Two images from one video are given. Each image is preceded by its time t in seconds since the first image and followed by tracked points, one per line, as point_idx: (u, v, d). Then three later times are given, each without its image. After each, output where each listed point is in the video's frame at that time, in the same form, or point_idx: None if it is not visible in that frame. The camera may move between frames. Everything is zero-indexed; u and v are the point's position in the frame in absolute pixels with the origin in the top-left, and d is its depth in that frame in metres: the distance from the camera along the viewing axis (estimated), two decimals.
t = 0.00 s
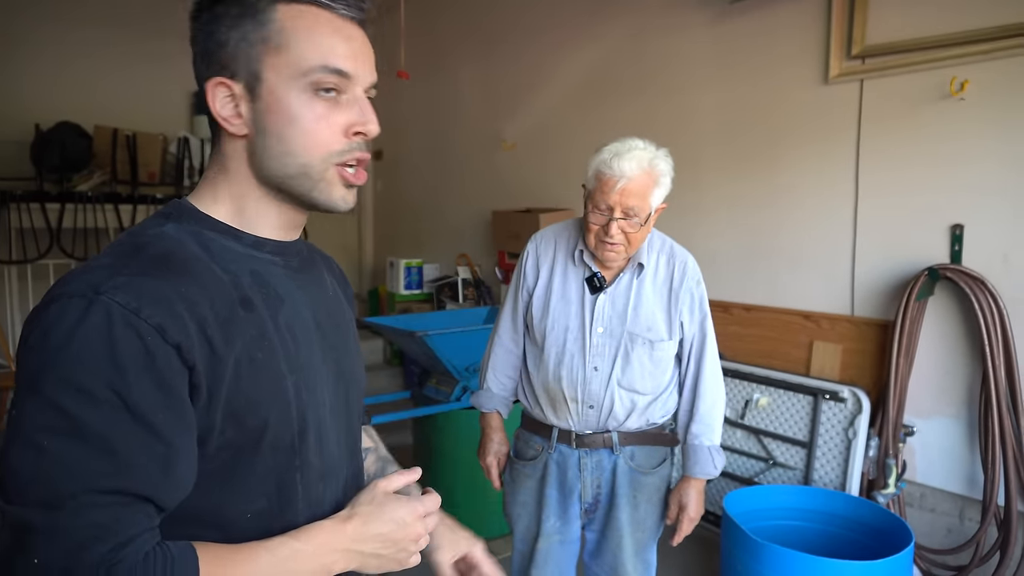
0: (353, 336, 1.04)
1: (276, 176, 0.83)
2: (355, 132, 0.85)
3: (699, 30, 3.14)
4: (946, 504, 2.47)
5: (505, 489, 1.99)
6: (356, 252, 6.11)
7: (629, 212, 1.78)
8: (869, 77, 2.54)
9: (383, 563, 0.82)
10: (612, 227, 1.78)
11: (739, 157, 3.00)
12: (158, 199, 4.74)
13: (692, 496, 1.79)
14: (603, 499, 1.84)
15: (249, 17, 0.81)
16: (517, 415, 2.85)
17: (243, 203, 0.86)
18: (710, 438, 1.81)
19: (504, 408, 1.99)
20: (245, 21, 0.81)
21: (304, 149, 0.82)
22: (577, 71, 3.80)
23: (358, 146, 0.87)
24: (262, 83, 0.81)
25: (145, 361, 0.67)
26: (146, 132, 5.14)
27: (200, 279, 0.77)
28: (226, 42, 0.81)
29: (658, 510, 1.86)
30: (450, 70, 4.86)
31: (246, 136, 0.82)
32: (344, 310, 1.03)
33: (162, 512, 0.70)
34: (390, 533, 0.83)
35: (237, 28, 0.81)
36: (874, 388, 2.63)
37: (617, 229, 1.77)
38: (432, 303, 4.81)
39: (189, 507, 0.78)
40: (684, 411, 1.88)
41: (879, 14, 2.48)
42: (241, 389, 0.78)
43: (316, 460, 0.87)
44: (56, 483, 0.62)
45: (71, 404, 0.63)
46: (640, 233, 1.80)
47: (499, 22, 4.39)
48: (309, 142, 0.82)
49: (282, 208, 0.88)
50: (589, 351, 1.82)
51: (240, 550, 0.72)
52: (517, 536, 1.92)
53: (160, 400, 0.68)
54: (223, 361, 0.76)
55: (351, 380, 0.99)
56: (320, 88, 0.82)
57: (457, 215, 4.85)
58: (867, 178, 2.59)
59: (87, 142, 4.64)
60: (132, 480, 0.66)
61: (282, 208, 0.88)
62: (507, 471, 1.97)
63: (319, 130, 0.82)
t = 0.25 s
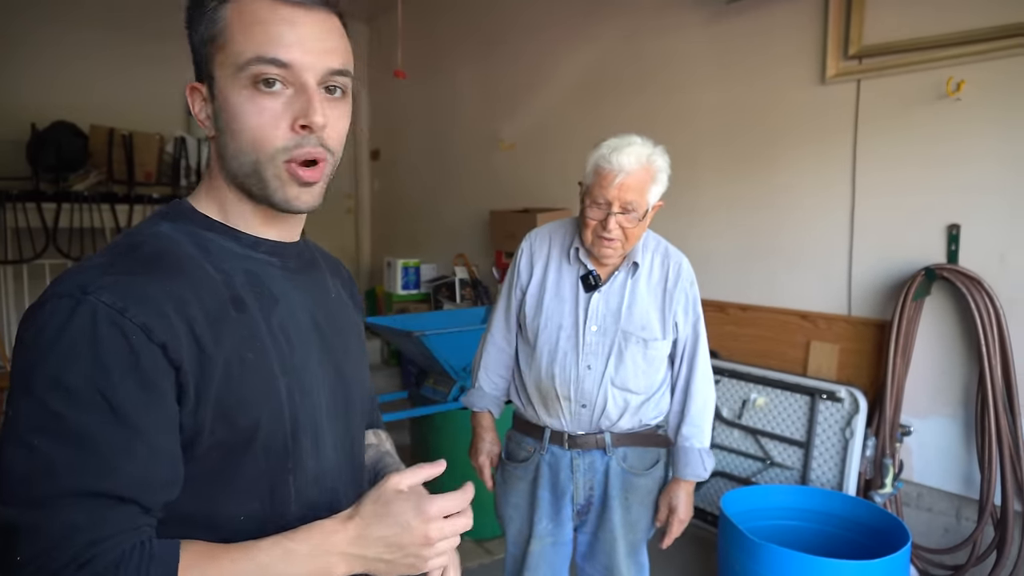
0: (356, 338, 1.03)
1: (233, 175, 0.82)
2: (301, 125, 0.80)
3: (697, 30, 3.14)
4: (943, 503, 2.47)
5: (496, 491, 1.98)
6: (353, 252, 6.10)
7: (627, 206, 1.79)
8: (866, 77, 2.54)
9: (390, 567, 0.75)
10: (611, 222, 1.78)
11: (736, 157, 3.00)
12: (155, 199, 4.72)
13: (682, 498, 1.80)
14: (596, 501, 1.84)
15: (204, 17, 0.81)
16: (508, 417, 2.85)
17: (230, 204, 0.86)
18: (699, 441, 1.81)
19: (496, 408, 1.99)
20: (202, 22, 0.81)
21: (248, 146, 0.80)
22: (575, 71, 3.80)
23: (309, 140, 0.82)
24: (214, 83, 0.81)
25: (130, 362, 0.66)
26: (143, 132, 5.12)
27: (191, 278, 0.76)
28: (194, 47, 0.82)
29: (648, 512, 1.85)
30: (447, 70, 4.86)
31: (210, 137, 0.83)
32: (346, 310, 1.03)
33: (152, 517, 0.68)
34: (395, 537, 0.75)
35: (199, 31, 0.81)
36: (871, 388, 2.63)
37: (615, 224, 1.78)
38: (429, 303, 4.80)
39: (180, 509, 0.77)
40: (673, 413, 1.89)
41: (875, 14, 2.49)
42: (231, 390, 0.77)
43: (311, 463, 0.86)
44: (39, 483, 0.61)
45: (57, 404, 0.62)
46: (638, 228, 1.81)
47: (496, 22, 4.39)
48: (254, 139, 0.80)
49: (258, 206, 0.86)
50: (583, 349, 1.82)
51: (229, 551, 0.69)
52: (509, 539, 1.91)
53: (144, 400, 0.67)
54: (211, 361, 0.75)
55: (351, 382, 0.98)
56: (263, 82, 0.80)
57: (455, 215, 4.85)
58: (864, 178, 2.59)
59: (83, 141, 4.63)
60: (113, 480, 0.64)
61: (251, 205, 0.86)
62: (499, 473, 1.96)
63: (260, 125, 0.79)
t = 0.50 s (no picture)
0: (361, 340, 1.04)
1: (228, 186, 0.82)
2: (293, 147, 0.79)
3: (695, 30, 3.14)
4: (940, 503, 2.48)
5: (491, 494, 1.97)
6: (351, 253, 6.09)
7: (623, 205, 1.81)
8: (864, 77, 2.54)
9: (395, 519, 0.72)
10: (607, 221, 1.80)
11: (734, 157, 3.01)
12: (152, 199, 4.71)
13: (677, 497, 1.79)
14: (593, 502, 1.84)
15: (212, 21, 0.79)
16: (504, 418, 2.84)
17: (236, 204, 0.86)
18: (694, 439, 1.83)
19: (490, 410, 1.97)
20: (212, 27, 0.80)
21: (240, 159, 0.80)
22: (573, 71, 3.80)
23: (301, 161, 0.80)
24: (216, 90, 0.80)
25: (133, 357, 0.66)
26: (141, 132, 5.11)
27: (193, 277, 0.77)
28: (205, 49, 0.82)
29: (645, 512, 1.85)
30: (445, 70, 4.86)
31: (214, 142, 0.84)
32: (352, 314, 1.04)
33: (159, 509, 0.67)
34: (394, 494, 0.70)
35: (208, 35, 0.81)
36: (869, 388, 2.63)
37: (611, 222, 1.80)
38: (427, 303, 4.80)
39: (183, 509, 0.76)
40: (668, 412, 1.90)
41: (873, 14, 2.49)
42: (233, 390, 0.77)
43: (314, 465, 0.86)
44: (40, 480, 0.61)
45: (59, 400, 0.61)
46: (633, 227, 1.83)
47: (494, 22, 4.39)
48: (246, 156, 0.79)
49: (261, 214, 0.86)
50: (579, 351, 1.82)
51: (230, 526, 0.66)
52: (505, 541, 1.90)
53: (147, 396, 0.66)
54: (214, 360, 0.75)
55: (355, 384, 0.98)
56: (260, 99, 0.78)
57: (453, 216, 4.85)
58: (862, 178, 2.60)
59: (81, 141, 4.62)
60: (113, 472, 0.63)
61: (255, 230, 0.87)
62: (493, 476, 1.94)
63: (252, 141, 0.79)
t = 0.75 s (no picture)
0: (369, 343, 1.04)
1: (247, 191, 0.84)
2: (311, 160, 0.81)
3: (694, 29, 3.14)
4: (939, 502, 2.48)
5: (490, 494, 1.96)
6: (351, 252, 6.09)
7: (616, 203, 1.81)
8: (863, 77, 2.54)
9: (393, 522, 0.78)
10: (601, 219, 1.80)
11: (734, 157, 3.00)
12: (151, 199, 4.71)
13: (689, 494, 1.79)
14: (593, 501, 1.84)
15: (240, 26, 0.80)
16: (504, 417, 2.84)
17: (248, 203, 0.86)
18: (700, 435, 1.83)
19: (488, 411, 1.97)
20: (239, 31, 0.81)
21: (259, 166, 0.81)
22: (573, 70, 3.79)
23: (318, 173, 0.82)
24: (240, 96, 0.82)
25: (151, 356, 0.67)
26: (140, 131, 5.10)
27: (208, 276, 0.77)
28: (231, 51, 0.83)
29: (648, 510, 1.86)
30: (444, 70, 4.85)
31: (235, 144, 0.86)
32: (361, 318, 1.04)
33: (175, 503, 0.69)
34: (400, 500, 0.76)
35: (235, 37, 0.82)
36: (868, 387, 2.63)
37: (604, 221, 1.80)
38: (427, 302, 4.79)
39: (193, 508, 0.77)
40: (670, 409, 1.89)
41: (872, 14, 2.49)
42: (246, 390, 0.78)
43: (323, 467, 0.87)
44: (62, 479, 0.61)
45: (81, 400, 0.62)
46: (626, 225, 1.84)
47: (493, 22, 4.39)
48: (266, 164, 0.81)
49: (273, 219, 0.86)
50: (577, 351, 1.82)
51: (252, 521, 0.70)
52: (506, 541, 1.89)
53: (166, 396, 0.67)
54: (229, 361, 0.76)
55: (364, 386, 0.99)
56: (283, 109, 0.80)
57: (453, 215, 4.84)
58: (861, 177, 2.60)
59: (80, 141, 4.61)
60: (140, 473, 0.64)
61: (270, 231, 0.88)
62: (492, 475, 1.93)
63: (273, 151, 0.80)
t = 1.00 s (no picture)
0: (368, 347, 1.04)
1: (255, 196, 0.84)
2: (324, 169, 0.82)
3: (692, 30, 3.15)
4: (937, 501, 2.49)
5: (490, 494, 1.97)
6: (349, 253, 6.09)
7: (608, 199, 1.82)
8: (860, 77, 2.55)
9: None
10: (593, 216, 1.81)
11: (732, 158, 3.01)
12: (149, 199, 4.70)
13: (690, 491, 1.79)
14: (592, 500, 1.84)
15: (253, 30, 0.80)
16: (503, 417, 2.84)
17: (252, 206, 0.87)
18: (699, 432, 1.82)
19: (489, 414, 1.98)
20: (250, 35, 0.81)
21: (271, 173, 0.82)
22: (571, 71, 3.80)
23: (329, 182, 0.83)
24: (251, 100, 0.82)
25: (164, 359, 0.67)
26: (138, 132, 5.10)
27: (215, 279, 0.78)
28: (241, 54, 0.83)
29: (647, 510, 1.87)
30: (443, 70, 4.85)
31: (242, 147, 0.86)
32: (361, 322, 1.05)
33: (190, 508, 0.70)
34: (423, 552, 0.78)
35: (246, 40, 0.82)
36: (866, 386, 2.64)
37: (597, 217, 1.82)
38: (425, 303, 4.79)
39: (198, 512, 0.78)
40: (669, 408, 1.89)
41: (869, 14, 2.50)
42: (254, 393, 0.78)
43: (328, 470, 0.88)
44: (81, 483, 0.62)
45: (97, 404, 0.63)
46: (620, 221, 1.85)
47: (492, 22, 4.39)
48: (277, 171, 0.81)
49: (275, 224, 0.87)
50: (574, 350, 1.82)
51: (276, 552, 0.71)
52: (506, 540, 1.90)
53: (180, 399, 0.68)
54: (237, 364, 0.76)
55: (365, 390, 0.99)
56: (297, 116, 0.80)
57: (452, 215, 4.84)
58: (858, 178, 2.60)
59: (77, 141, 4.60)
60: (160, 478, 0.65)
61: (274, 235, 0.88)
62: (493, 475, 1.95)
63: (286, 158, 0.81)
